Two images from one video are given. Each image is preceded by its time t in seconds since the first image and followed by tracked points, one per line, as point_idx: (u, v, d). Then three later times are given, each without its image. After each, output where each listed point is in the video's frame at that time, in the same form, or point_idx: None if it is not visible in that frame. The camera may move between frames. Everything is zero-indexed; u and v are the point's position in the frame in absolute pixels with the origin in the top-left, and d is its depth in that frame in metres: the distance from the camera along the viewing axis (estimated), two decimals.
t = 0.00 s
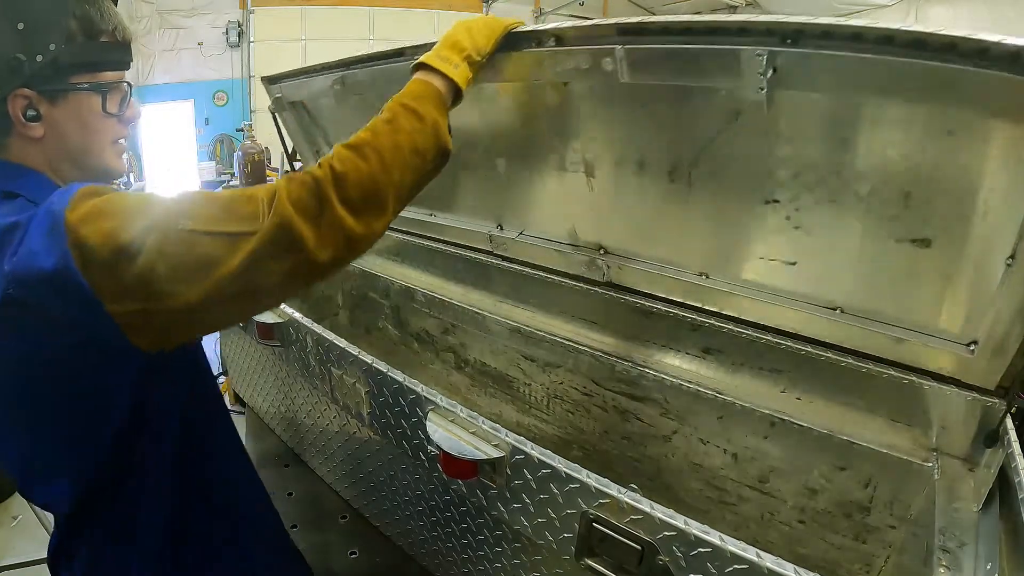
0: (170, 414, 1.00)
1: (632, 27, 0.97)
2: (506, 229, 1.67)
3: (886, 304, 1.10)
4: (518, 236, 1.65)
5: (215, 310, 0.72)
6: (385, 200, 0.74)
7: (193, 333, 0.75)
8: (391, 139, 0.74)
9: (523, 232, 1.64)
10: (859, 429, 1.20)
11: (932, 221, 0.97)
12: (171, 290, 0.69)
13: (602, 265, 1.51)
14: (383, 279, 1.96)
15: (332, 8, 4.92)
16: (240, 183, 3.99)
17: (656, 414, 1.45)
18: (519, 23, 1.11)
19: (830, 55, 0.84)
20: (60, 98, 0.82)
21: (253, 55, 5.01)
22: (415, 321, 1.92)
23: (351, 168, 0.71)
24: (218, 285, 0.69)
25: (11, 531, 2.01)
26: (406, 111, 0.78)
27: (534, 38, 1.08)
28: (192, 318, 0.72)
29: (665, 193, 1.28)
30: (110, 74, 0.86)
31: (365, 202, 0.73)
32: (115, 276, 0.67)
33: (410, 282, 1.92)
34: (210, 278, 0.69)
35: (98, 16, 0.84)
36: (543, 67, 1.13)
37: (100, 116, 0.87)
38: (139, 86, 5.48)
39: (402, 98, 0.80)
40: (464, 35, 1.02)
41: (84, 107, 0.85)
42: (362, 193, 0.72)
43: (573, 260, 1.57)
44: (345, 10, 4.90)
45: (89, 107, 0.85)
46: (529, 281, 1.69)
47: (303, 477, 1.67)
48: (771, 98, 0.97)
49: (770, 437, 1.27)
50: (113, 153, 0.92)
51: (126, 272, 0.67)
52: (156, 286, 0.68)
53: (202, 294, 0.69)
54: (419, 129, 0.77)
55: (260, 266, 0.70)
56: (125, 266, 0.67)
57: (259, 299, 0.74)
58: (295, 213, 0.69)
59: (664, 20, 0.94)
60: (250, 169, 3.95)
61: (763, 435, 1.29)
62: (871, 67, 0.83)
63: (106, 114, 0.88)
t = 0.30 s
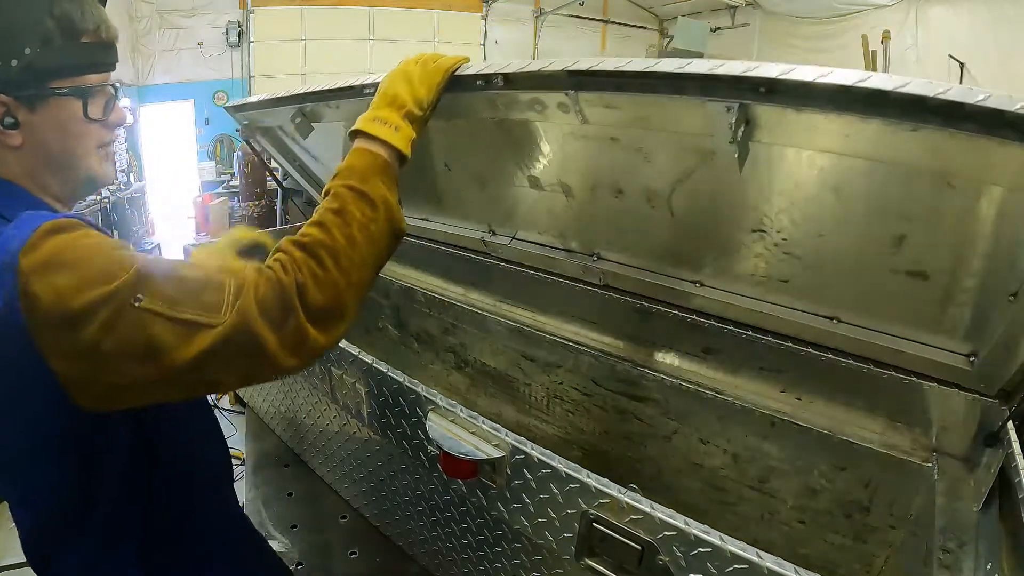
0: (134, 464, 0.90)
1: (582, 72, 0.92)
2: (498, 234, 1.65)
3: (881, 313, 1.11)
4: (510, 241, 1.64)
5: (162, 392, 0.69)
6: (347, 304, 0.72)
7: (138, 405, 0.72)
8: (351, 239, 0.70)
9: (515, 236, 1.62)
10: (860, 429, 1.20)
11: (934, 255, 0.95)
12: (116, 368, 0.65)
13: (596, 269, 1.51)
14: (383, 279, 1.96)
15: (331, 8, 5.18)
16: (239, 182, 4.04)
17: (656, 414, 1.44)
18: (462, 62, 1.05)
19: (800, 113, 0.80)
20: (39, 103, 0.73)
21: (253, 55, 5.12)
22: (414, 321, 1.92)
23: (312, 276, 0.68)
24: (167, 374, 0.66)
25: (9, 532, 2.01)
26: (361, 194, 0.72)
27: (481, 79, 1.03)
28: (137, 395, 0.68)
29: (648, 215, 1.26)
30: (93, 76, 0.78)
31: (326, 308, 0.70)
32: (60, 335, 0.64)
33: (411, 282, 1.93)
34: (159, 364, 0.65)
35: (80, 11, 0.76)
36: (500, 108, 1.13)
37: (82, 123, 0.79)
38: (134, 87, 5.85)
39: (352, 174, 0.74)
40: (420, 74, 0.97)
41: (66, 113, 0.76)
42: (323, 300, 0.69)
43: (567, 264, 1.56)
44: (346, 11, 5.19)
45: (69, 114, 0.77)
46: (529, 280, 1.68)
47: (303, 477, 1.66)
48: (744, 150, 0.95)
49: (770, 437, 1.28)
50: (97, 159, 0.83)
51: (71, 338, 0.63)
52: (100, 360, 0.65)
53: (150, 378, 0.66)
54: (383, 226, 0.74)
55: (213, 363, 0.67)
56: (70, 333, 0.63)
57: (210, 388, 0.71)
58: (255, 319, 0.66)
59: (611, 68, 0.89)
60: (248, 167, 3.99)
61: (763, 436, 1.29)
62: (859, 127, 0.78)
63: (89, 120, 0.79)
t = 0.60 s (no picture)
0: (112, 457, 0.90)
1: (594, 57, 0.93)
2: (500, 233, 1.67)
3: (879, 312, 1.12)
4: (511, 240, 1.65)
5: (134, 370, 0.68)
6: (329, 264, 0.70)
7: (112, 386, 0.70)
8: (339, 197, 0.68)
9: (517, 235, 1.64)
10: (860, 429, 1.20)
11: (932, 249, 0.96)
12: (83, 345, 0.65)
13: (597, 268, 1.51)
14: (383, 279, 1.96)
15: (331, 8, 5.18)
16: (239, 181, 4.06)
17: (656, 415, 1.44)
18: (477, 51, 1.06)
19: (804, 95, 0.81)
20: (17, 104, 0.72)
21: (252, 56, 5.15)
22: (414, 321, 1.92)
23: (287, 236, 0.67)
24: (136, 349, 0.65)
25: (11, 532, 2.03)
26: (357, 157, 0.71)
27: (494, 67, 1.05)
28: (106, 376, 0.67)
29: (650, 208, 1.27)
30: (68, 75, 0.77)
31: (302, 267, 0.68)
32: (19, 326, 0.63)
33: (411, 282, 1.92)
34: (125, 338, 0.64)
35: (55, 9, 0.76)
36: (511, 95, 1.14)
37: (60, 123, 0.78)
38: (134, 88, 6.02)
39: (356, 140, 0.73)
40: (434, 55, 0.96)
41: (42, 114, 0.76)
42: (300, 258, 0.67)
43: (570, 264, 1.57)
44: (344, 11, 5.19)
45: (46, 113, 0.76)
46: (529, 280, 1.68)
47: (303, 477, 1.66)
48: (751, 135, 0.96)
49: (770, 437, 1.27)
50: (77, 161, 0.83)
51: (33, 326, 0.63)
52: (67, 341, 0.64)
53: (119, 356, 0.65)
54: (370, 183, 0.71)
55: (184, 332, 0.65)
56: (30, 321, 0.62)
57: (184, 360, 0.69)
58: (223, 281, 0.64)
59: (623, 54, 0.90)
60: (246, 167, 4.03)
61: (763, 436, 1.28)
62: (860, 103, 0.79)
63: (68, 120, 0.79)
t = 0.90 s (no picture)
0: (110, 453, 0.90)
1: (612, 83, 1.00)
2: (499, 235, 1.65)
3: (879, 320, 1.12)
4: (510, 242, 1.63)
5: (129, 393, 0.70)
6: (321, 303, 0.72)
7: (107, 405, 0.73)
8: (332, 231, 0.70)
9: (515, 237, 1.62)
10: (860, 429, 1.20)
11: (933, 260, 0.97)
12: (81, 365, 0.68)
13: (595, 270, 1.49)
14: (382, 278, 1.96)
15: (331, 8, 5.19)
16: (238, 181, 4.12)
17: (656, 415, 1.44)
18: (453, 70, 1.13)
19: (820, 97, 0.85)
20: (25, 100, 0.74)
21: (253, 56, 5.17)
22: (414, 321, 1.92)
23: (282, 275, 0.68)
24: (131, 375, 0.68)
25: (11, 530, 2.03)
26: (348, 187, 0.73)
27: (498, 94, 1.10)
28: (102, 396, 0.70)
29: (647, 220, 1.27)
30: (81, 71, 0.79)
31: (295, 307, 0.70)
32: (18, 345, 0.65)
33: (411, 282, 1.92)
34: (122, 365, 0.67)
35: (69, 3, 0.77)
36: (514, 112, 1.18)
37: (70, 120, 0.79)
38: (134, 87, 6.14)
39: (343, 164, 0.75)
40: (417, 69, 0.99)
41: (51, 110, 0.77)
42: (294, 298, 0.69)
43: (568, 266, 1.55)
44: (343, 11, 5.21)
45: (57, 109, 0.77)
46: (528, 280, 1.66)
47: (302, 476, 1.66)
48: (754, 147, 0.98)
49: (770, 437, 1.27)
50: (91, 156, 0.84)
51: (32, 344, 0.65)
52: (65, 360, 0.67)
53: (115, 379, 0.68)
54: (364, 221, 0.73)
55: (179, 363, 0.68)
56: (29, 342, 0.64)
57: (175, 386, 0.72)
58: (218, 317, 0.66)
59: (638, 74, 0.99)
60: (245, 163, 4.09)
61: (763, 436, 1.29)
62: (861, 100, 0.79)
63: (78, 116, 0.80)
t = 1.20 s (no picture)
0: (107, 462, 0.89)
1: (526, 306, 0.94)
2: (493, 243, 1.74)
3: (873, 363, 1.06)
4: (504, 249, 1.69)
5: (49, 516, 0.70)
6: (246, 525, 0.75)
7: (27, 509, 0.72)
8: (277, 447, 0.76)
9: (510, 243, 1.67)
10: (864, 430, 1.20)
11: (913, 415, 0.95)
12: (20, 477, 0.67)
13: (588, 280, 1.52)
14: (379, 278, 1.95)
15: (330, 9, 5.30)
16: (240, 179, 4.23)
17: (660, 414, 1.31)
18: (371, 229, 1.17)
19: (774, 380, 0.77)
20: (36, 107, 0.78)
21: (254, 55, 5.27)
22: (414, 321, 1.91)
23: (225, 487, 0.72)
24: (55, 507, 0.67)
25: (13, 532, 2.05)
26: (294, 395, 0.78)
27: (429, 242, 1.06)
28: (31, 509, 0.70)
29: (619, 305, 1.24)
30: (94, 83, 0.83)
31: (220, 527, 0.72)
32: None
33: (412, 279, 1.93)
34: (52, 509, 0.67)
35: (88, 14, 0.83)
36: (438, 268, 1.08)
37: (80, 130, 0.83)
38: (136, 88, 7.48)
39: (283, 361, 0.78)
40: (345, 230, 0.99)
41: (61, 119, 0.81)
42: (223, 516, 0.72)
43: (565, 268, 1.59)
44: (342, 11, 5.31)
45: (68, 119, 0.81)
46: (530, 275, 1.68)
47: (301, 476, 1.65)
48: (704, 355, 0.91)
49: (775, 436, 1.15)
50: (97, 168, 0.88)
51: None
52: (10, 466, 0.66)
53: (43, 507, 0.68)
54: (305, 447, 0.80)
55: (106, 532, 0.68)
56: None
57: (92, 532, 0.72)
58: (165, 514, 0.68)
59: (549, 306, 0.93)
60: (248, 168, 4.18)
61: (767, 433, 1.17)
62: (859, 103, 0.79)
63: (88, 127, 0.84)
